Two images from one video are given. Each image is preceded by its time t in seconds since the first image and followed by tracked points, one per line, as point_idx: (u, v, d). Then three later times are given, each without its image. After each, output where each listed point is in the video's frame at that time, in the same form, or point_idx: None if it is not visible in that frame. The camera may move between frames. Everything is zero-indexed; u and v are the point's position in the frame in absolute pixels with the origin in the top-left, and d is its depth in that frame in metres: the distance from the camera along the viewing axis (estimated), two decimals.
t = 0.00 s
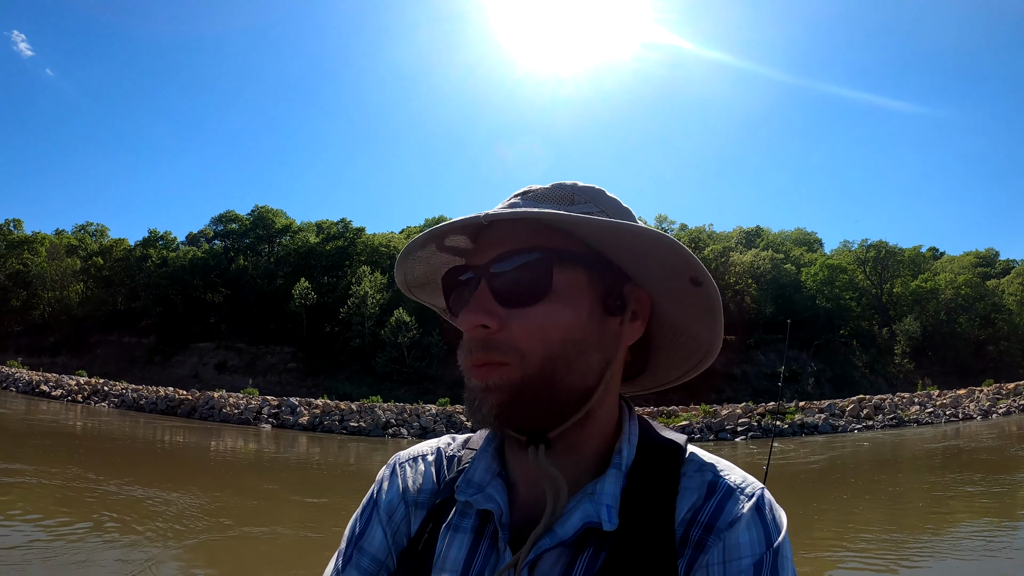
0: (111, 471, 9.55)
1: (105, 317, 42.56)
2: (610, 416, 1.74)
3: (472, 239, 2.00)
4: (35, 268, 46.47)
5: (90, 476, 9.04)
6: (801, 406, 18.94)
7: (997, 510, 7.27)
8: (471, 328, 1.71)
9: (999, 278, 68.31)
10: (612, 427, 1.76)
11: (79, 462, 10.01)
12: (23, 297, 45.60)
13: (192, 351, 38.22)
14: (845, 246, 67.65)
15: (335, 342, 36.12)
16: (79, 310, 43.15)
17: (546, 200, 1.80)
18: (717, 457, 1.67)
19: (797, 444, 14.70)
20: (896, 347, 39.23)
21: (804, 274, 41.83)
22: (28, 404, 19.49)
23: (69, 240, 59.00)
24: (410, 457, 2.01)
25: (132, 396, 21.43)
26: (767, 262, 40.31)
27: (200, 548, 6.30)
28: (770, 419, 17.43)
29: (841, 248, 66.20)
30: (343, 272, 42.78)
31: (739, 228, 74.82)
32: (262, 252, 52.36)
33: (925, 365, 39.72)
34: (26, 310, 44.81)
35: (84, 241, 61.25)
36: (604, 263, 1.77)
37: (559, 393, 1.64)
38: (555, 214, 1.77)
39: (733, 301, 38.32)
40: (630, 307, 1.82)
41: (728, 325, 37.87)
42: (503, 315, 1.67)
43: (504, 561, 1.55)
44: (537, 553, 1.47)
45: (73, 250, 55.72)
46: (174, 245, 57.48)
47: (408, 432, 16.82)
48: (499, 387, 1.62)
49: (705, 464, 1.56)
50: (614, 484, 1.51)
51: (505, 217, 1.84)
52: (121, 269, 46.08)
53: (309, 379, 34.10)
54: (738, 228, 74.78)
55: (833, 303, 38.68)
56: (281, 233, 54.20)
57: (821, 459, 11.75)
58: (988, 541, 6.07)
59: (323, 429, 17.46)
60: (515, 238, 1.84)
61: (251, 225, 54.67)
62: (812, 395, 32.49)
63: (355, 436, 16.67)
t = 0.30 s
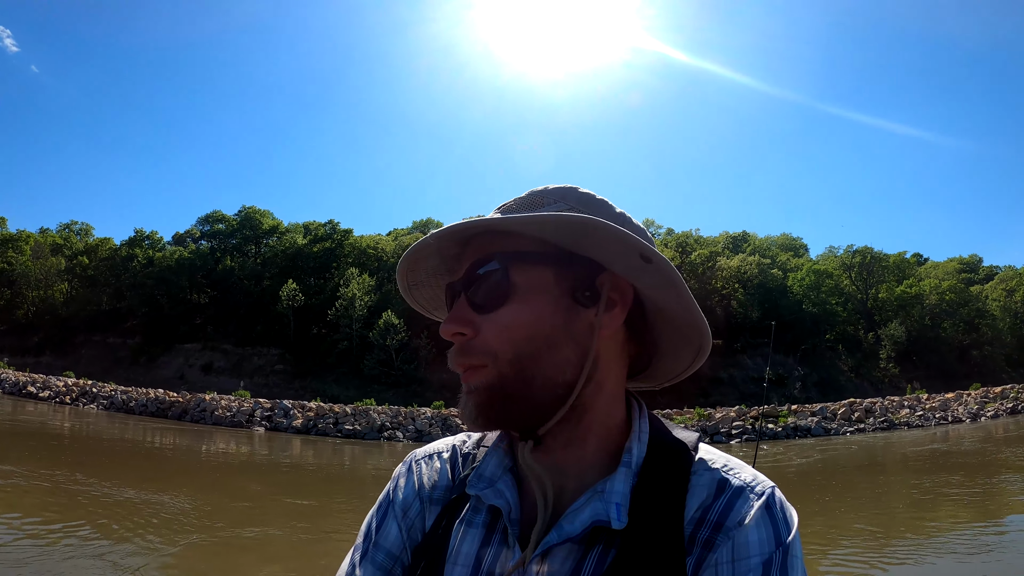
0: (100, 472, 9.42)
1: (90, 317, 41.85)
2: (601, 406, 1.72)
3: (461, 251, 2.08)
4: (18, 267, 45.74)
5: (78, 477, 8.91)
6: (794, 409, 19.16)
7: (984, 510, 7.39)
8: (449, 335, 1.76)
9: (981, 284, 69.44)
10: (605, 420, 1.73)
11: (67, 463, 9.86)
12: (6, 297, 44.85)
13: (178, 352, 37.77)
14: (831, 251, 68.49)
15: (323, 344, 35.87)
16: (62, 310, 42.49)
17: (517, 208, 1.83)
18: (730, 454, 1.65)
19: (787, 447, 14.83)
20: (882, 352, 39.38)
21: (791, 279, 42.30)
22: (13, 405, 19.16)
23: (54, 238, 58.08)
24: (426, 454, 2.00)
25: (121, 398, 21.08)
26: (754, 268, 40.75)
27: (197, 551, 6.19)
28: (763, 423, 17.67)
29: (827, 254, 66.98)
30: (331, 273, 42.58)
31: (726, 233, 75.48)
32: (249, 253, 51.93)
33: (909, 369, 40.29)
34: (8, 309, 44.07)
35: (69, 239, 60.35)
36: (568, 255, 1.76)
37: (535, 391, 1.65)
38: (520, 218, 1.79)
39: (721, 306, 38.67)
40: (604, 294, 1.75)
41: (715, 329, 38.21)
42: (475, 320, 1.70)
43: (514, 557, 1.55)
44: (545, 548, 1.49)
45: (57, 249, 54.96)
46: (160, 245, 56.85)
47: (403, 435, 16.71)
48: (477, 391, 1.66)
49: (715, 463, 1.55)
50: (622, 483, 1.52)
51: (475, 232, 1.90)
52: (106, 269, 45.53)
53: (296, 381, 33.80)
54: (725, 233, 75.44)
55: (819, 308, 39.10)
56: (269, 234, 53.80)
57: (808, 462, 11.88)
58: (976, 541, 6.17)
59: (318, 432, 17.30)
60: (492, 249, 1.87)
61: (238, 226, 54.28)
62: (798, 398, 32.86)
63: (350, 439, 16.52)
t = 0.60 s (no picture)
0: (86, 472, 9.25)
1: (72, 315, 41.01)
2: (614, 406, 1.74)
3: (477, 244, 2.10)
4: None
5: (63, 477, 8.74)
6: (784, 411, 19.41)
7: (971, 510, 7.56)
8: (465, 328, 1.78)
9: (961, 289, 70.66)
10: (617, 420, 1.74)
11: (51, 463, 9.66)
12: None
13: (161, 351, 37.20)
14: (814, 255, 69.34)
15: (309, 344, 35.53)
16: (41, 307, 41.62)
17: (536, 204, 1.85)
18: (740, 455, 1.66)
19: (775, 448, 15.01)
20: (864, 355, 39.93)
21: (776, 282, 42.79)
22: None
23: (36, 233, 56.86)
24: (433, 457, 2.00)
25: (108, 397, 20.67)
26: (739, 271, 41.15)
27: (194, 552, 6.09)
28: (755, 424, 17.92)
29: (810, 258, 67.79)
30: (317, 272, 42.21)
31: (711, 236, 76.16)
32: (234, 251, 51.31)
33: (891, 372, 40.94)
34: None
35: (50, 235, 59.16)
36: (587, 253, 1.79)
37: (552, 386, 1.67)
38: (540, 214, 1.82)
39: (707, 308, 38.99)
40: (622, 295, 1.79)
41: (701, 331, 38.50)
42: (494, 313, 1.73)
43: (524, 561, 1.56)
44: (558, 549, 1.49)
45: (39, 244, 53.90)
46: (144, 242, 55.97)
47: (397, 436, 16.60)
48: (494, 385, 1.68)
49: (724, 462, 1.56)
50: (632, 485, 1.53)
51: (494, 226, 1.93)
52: (88, 265, 44.72)
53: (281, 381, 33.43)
54: (710, 236, 76.12)
55: (803, 311, 39.64)
56: (254, 232, 53.21)
57: (795, 463, 12.03)
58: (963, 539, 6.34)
59: (310, 433, 17.13)
60: (509, 242, 1.90)
61: (223, 223, 53.66)
62: (782, 401, 33.23)
63: (342, 441, 16.36)
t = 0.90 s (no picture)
0: (79, 471, 9.13)
1: (62, 313, 40.50)
2: (612, 406, 1.75)
3: (476, 244, 2.11)
4: None
5: (53, 476, 8.61)
6: (781, 413, 19.58)
7: (963, 511, 7.65)
8: (464, 327, 1.78)
9: (949, 293, 71.47)
10: (616, 420, 1.75)
11: (42, 463, 9.51)
12: None
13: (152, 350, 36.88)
14: (805, 258, 69.88)
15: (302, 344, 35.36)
16: (30, 305, 41.12)
17: (537, 204, 1.85)
18: (740, 456, 1.67)
19: (769, 450, 15.11)
20: (854, 358, 40.28)
21: (767, 285, 43.11)
22: None
23: (26, 229, 56.10)
24: (430, 457, 2.00)
25: (103, 397, 20.40)
26: (731, 274, 41.42)
27: (197, 554, 6.02)
28: (752, 425, 18.07)
29: (801, 261, 68.31)
30: (309, 272, 42.01)
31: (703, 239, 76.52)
32: (225, 250, 50.97)
33: (881, 375, 41.35)
34: None
35: (40, 232, 58.41)
36: (588, 253, 1.80)
37: (551, 385, 1.67)
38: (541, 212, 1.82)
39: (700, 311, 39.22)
40: (622, 295, 1.80)
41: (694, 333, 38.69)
42: (493, 312, 1.74)
43: (522, 562, 1.55)
44: (557, 549, 1.49)
45: (28, 241, 53.26)
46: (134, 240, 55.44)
47: (397, 437, 16.53)
48: (492, 383, 1.68)
49: (723, 463, 1.57)
50: (630, 487, 1.54)
51: (494, 226, 1.94)
52: (78, 263, 44.23)
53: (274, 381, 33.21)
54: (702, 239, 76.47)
55: (794, 314, 39.95)
56: (245, 231, 52.87)
57: (788, 465, 12.13)
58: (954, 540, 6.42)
59: (308, 434, 17.01)
60: (509, 242, 1.90)
61: (214, 222, 53.32)
62: (773, 403, 33.49)
63: (342, 442, 16.28)
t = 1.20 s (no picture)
0: (73, 476, 9.01)
1: (55, 316, 40.14)
2: (607, 405, 1.75)
3: (470, 243, 2.11)
4: None
5: (48, 481, 8.49)
6: (781, 416, 19.68)
7: (962, 513, 7.70)
8: (459, 326, 1.77)
9: (942, 297, 71.98)
10: (611, 419, 1.75)
11: (36, 467, 9.38)
12: None
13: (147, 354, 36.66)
14: (798, 262, 70.25)
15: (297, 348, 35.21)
16: (23, 307, 40.79)
17: (532, 202, 1.85)
18: (734, 455, 1.67)
19: (767, 453, 15.14)
20: (849, 361, 40.42)
21: (762, 289, 43.32)
22: None
23: (20, 231, 55.61)
24: (425, 458, 2.00)
25: (101, 401, 20.18)
26: (726, 279, 41.57)
27: (205, 560, 5.95)
28: (754, 428, 18.22)
29: (795, 265, 68.68)
30: (305, 275, 41.87)
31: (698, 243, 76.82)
32: (220, 253, 50.77)
33: (874, 378, 41.60)
34: None
35: (33, 234, 58.03)
36: (583, 252, 1.80)
37: (546, 384, 1.67)
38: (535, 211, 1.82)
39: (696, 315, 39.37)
40: (617, 294, 1.81)
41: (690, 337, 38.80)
42: (489, 310, 1.73)
43: (516, 561, 1.55)
44: (553, 549, 1.49)
45: (21, 243, 52.88)
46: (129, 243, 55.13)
47: (401, 441, 16.50)
48: (488, 381, 1.68)
49: (717, 461, 1.57)
50: (625, 486, 1.53)
51: (488, 226, 1.93)
52: (72, 265, 43.93)
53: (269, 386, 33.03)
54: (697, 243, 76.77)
55: (789, 318, 40.15)
56: (240, 234, 52.67)
57: (787, 468, 12.15)
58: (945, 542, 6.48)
59: (312, 438, 16.89)
60: (503, 241, 1.90)
61: (209, 225, 53.11)
62: (769, 406, 33.62)
63: (346, 446, 16.18)
